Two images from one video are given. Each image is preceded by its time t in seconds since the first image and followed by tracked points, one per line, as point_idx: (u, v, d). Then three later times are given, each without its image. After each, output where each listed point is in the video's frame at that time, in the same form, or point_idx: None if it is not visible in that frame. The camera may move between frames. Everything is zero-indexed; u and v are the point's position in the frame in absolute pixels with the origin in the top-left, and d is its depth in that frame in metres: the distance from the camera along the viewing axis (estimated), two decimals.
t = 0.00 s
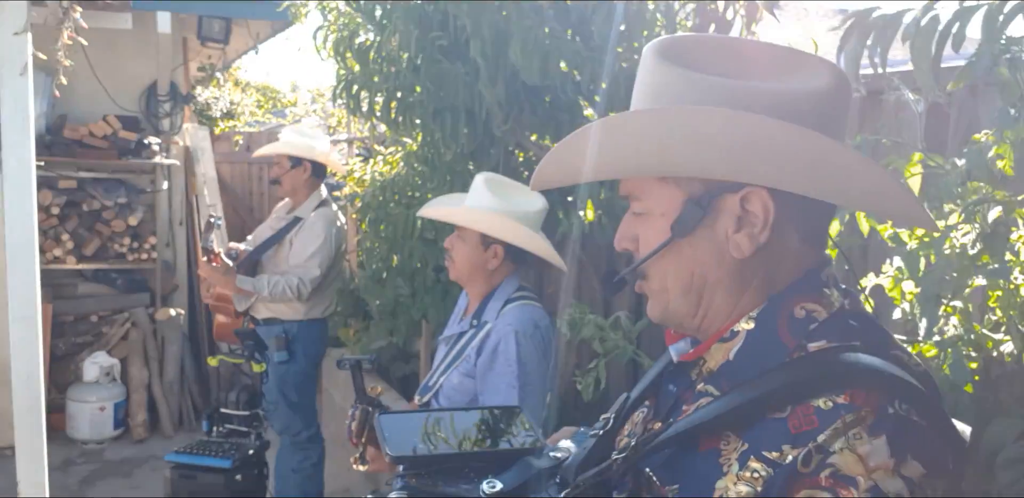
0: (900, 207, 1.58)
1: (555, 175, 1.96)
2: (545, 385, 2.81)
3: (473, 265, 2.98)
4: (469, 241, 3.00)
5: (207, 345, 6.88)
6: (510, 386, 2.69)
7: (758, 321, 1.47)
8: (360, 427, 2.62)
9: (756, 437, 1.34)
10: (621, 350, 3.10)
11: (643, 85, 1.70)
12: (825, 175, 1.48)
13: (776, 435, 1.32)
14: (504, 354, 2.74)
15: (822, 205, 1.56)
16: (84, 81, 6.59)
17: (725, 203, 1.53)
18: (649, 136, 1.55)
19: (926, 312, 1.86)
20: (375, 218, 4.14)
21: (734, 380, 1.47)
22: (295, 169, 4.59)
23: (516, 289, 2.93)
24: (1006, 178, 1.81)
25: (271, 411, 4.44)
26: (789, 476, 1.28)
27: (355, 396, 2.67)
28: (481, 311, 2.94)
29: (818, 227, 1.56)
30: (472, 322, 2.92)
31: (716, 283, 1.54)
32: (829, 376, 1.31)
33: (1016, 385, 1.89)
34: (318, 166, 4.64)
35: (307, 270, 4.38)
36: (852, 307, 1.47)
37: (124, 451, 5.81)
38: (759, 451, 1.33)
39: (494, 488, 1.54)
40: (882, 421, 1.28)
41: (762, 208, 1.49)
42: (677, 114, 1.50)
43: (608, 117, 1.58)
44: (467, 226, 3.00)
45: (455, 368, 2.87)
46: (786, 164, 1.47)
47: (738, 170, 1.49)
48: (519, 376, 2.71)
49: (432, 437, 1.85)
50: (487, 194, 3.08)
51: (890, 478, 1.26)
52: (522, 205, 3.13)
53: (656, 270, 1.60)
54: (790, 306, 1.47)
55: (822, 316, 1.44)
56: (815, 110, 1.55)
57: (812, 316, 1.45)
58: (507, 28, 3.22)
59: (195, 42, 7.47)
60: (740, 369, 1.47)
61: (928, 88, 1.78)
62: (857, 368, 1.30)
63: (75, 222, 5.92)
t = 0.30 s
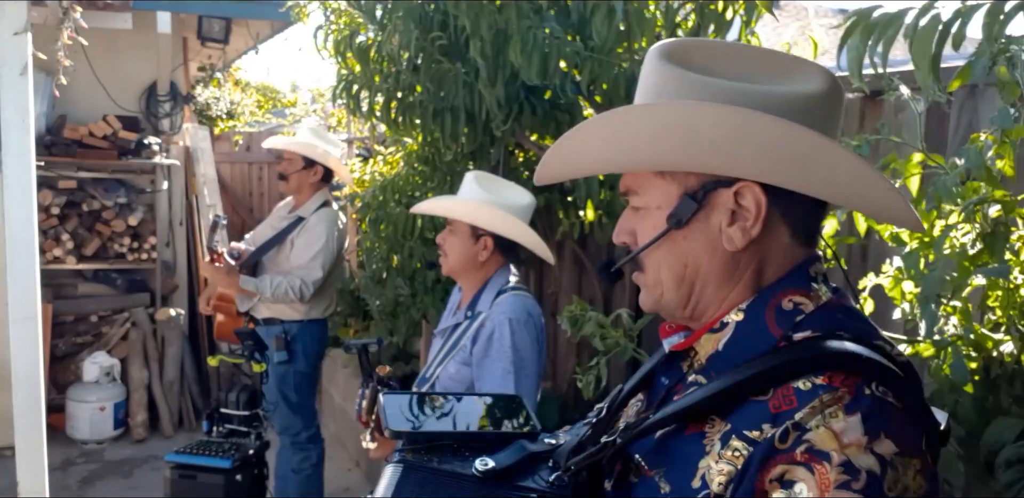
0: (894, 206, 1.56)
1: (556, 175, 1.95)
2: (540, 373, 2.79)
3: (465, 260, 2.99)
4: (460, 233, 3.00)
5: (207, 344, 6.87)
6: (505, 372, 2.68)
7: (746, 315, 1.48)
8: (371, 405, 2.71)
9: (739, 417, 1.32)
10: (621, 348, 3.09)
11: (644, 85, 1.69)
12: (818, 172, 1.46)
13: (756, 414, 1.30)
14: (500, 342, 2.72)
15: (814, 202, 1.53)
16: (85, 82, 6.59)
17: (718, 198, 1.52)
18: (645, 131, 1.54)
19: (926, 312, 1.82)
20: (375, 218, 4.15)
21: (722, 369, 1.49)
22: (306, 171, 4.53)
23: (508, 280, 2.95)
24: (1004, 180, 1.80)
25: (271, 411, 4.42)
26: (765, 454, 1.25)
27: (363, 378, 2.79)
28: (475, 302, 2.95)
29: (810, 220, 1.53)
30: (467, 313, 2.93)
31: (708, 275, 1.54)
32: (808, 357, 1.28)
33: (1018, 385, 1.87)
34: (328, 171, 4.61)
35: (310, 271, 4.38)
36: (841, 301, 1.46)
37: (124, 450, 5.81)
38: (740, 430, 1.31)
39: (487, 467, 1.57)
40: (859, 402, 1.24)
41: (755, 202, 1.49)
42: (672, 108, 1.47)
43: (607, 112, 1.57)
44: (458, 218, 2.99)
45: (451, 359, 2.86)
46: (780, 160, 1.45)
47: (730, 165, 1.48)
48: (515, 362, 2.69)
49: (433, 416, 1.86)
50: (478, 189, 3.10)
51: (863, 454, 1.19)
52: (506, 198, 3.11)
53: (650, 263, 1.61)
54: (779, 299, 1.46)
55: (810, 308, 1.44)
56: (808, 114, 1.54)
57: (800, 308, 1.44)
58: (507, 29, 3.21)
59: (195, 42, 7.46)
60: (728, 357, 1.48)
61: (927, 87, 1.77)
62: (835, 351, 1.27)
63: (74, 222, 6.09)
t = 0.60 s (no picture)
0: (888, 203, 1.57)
1: (558, 167, 1.97)
2: (537, 366, 2.83)
3: (461, 258, 2.99)
4: (456, 234, 3.00)
5: (207, 344, 6.87)
6: (502, 363, 2.71)
7: (740, 305, 1.48)
8: (379, 384, 2.81)
9: (730, 396, 1.33)
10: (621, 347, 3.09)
11: (643, 84, 1.69)
12: (810, 168, 1.46)
13: (747, 392, 1.30)
14: (497, 335, 2.75)
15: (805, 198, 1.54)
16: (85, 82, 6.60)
17: (712, 192, 1.52)
18: (643, 125, 1.55)
19: (926, 312, 1.84)
20: (375, 218, 4.15)
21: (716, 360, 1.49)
22: (310, 172, 4.52)
23: (503, 276, 2.95)
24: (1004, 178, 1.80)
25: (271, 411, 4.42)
26: (755, 427, 1.25)
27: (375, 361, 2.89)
28: (472, 297, 2.92)
29: (801, 218, 1.54)
30: (463, 307, 2.90)
31: (703, 266, 1.54)
32: (797, 338, 1.27)
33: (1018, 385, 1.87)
34: (331, 173, 4.61)
35: (310, 271, 4.38)
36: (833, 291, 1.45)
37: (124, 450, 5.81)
38: (732, 407, 1.31)
39: (483, 443, 1.65)
40: (846, 375, 1.21)
41: (747, 196, 1.49)
42: (669, 101, 1.47)
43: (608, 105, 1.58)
44: (455, 220, 2.99)
45: (449, 351, 2.84)
46: (773, 155, 1.45)
47: (724, 158, 1.48)
48: (512, 356, 2.73)
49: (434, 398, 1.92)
50: (468, 188, 3.09)
51: (848, 421, 1.16)
52: (501, 197, 3.10)
53: (648, 255, 1.62)
54: (771, 290, 1.46)
55: (800, 299, 1.43)
56: (802, 113, 1.55)
57: (790, 299, 1.43)
58: (507, 29, 3.21)
59: (195, 42, 7.46)
60: (721, 349, 1.49)
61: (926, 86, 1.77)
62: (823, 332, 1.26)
63: (74, 222, 6.09)
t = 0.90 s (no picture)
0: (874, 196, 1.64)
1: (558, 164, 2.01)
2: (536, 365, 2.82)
3: (461, 258, 2.97)
4: (454, 236, 2.99)
5: (207, 344, 6.88)
6: (500, 362, 2.70)
7: (729, 294, 1.53)
8: (382, 382, 2.78)
9: (719, 375, 1.41)
10: (620, 345, 3.09)
11: (637, 87, 1.74)
12: (801, 162, 1.53)
13: (736, 370, 1.38)
14: (495, 334, 2.74)
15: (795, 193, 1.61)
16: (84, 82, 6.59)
17: (705, 187, 1.57)
18: (642, 124, 1.59)
19: (927, 312, 1.86)
20: (375, 218, 4.16)
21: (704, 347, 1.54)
22: (309, 172, 4.52)
23: (502, 275, 2.93)
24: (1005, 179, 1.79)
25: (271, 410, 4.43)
26: (743, 399, 1.31)
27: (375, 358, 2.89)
28: (471, 296, 2.92)
29: (788, 212, 1.60)
30: (462, 307, 2.91)
31: (697, 258, 1.58)
32: (783, 323, 1.36)
33: (1018, 385, 1.86)
34: (331, 173, 4.61)
35: (310, 272, 4.38)
36: (821, 281, 1.50)
37: (124, 450, 5.82)
38: (722, 385, 1.39)
39: (479, 422, 1.66)
40: (831, 351, 1.30)
41: (739, 190, 1.54)
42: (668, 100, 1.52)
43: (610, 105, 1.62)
44: (454, 220, 2.98)
45: (448, 350, 2.83)
46: (766, 152, 1.51)
47: (720, 154, 1.54)
48: (510, 355, 2.72)
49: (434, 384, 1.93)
50: (466, 191, 3.10)
51: (828, 389, 1.25)
52: (497, 197, 3.13)
53: (644, 250, 1.65)
54: (758, 280, 1.52)
55: (788, 289, 1.50)
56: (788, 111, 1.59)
57: (778, 289, 1.50)
58: (507, 29, 3.21)
59: (195, 43, 7.45)
60: (710, 335, 1.53)
61: (928, 86, 1.77)
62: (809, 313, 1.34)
63: (75, 223, 6.09)
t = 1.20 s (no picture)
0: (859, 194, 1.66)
1: (553, 166, 2.02)
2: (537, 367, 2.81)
3: (459, 260, 2.97)
4: (454, 236, 2.99)
5: (207, 344, 6.87)
6: (499, 364, 2.70)
7: (717, 288, 1.55)
8: (371, 387, 2.63)
9: (710, 362, 1.42)
10: (621, 343, 3.08)
11: (627, 89, 1.75)
12: (786, 161, 1.54)
13: (725, 358, 1.39)
14: (495, 336, 2.73)
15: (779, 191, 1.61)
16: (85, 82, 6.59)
17: (690, 185, 1.60)
18: (633, 123, 1.60)
19: (927, 311, 1.84)
20: (375, 217, 4.16)
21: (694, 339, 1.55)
22: (307, 172, 4.52)
23: (502, 276, 2.94)
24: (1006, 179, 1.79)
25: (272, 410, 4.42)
26: (732, 385, 1.34)
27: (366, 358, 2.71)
28: (471, 298, 2.93)
29: (771, 209, 1.62)
30: (462, 309, 2.92)
31: (683, 253, 1.60)
32: (770, 311, 1.38)
33: (1018, 384, 1.86)
34: (331, 173, 4.61)
35: (310, 273, 4.38)
36: (804, 273, 1.51)
37: (125, 450, 5.83)
38: (712, 371, 1.40)
39: (478, 419, 1.70)
40: (815, 336, 1.32)
41: (723, 188, 1.56)
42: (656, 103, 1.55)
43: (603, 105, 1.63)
44: (455, 223, 2.98)
45: (447, 352, 2.83)
46: (752, 151, 1.53)
47: (706, 154, 1.55)
48: (510, 357, 2.72)
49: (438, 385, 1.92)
50: (464, 191, 3.11)
51: (812, 372, 1.27)
52: (497, 199, 3.12)
53: (632, 246, 1.67)
54: (743, 273, 1.54)
55: (772, 282, 1.52)
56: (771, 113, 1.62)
57: (762, 282, 1.52)
58: (507, 29, 3.21)
59: (195, 43, 7.46)
60: (699, 327, 1.54)
61: (929, 87, 1.77)
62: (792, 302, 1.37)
63: (74, 222, 6.10)
